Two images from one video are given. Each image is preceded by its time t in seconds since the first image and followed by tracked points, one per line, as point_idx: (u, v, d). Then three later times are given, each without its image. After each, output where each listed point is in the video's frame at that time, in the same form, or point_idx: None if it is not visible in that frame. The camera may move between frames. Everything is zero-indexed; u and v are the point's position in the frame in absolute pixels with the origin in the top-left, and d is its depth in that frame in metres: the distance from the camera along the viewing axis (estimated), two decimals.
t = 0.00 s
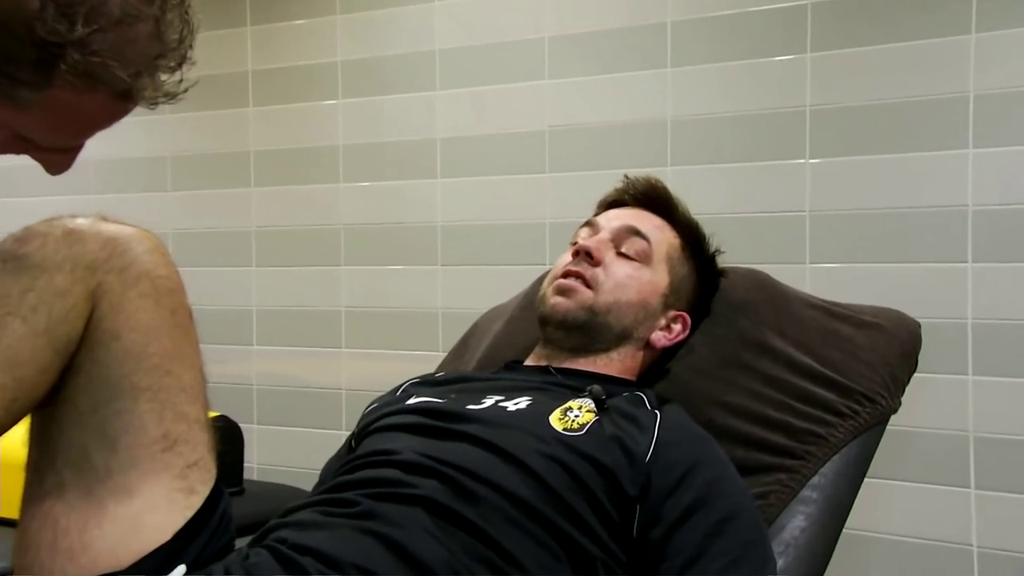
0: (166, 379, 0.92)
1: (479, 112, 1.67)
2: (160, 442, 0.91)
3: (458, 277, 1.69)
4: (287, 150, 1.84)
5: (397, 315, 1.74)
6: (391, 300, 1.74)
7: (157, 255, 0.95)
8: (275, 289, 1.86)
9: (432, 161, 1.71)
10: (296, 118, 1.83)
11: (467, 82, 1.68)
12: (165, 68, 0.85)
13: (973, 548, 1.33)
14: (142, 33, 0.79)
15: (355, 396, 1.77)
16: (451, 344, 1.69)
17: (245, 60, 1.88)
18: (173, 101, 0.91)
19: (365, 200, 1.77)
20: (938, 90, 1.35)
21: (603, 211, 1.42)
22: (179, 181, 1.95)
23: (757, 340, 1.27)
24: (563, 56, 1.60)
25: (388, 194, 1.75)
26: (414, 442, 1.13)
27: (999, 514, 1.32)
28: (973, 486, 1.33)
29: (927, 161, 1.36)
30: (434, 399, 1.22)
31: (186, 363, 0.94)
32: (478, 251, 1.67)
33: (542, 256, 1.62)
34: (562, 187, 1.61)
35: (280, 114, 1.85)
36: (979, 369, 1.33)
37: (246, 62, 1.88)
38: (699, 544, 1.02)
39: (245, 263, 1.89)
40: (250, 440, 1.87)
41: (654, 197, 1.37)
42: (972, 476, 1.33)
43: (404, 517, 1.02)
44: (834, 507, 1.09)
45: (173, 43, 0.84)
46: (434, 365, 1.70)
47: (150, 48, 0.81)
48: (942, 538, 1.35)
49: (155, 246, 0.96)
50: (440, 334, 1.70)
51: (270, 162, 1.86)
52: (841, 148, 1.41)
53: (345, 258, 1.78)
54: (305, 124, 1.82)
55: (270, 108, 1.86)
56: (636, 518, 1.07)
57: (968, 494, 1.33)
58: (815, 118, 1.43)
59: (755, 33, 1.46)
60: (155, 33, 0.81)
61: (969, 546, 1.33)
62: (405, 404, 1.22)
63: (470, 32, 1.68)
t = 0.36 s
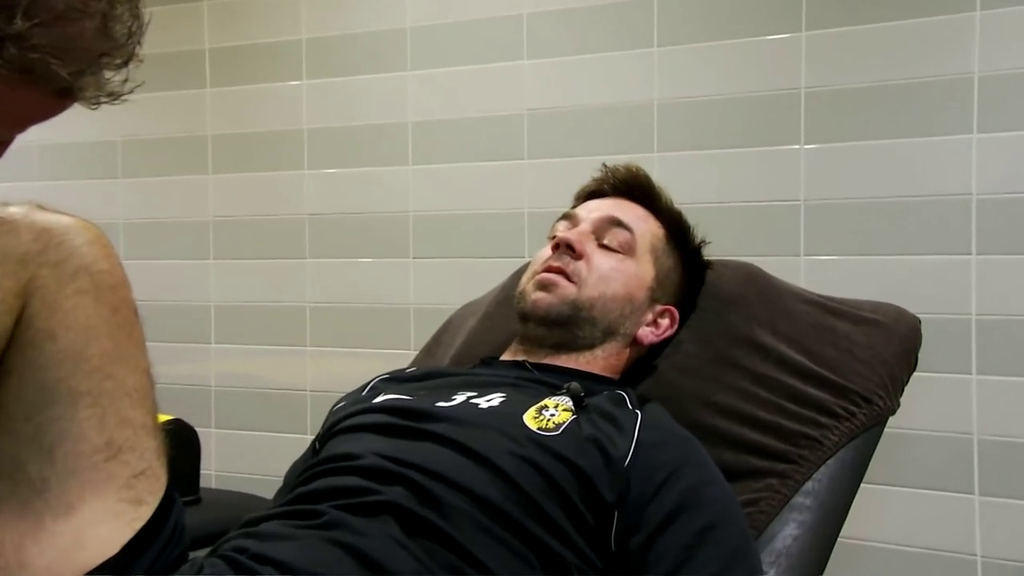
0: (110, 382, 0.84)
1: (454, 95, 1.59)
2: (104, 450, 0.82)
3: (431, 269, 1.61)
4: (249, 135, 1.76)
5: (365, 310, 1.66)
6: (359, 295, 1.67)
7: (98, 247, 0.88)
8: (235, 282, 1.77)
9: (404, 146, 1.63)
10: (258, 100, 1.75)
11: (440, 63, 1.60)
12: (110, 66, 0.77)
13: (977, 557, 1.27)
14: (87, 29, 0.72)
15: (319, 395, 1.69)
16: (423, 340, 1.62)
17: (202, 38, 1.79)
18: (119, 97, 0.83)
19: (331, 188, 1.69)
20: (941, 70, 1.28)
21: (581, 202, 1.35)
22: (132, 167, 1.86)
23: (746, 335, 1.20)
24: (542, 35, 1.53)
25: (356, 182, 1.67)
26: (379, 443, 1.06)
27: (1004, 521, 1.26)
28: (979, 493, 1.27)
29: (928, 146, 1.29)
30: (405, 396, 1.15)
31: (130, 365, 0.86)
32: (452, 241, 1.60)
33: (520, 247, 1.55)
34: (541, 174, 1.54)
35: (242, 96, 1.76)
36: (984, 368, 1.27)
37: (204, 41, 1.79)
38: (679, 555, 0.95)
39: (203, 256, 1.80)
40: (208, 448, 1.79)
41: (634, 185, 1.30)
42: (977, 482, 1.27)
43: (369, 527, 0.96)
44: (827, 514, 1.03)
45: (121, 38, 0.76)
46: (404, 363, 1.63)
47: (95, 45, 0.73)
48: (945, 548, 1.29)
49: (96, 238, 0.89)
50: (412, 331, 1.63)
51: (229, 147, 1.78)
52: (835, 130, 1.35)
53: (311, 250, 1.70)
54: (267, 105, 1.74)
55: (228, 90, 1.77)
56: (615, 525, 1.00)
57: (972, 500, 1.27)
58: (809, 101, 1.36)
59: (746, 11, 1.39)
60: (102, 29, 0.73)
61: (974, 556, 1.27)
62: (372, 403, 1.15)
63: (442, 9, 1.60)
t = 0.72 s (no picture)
0: (36, 381, 0.71)
1: (421, 76, 1.52)
2: (32, 458, 0.70)
3: (395, 262, 1.54)
4: (200, 118, 1.67)
5: (325, 306, 1.59)
6: (320, 290, 1.59)
7: (22, 238, 0.76)
8: (189, 275, 1.68)
9: (367, 131, 1.56)
10: (211, 80, 1.66)
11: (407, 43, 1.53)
12: (34, 44, 0.72)
13: (977, 569, 1.22)
14: (9, 6, 0.67)
15: (275, 399, 1.61)
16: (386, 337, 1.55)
17: (149, 13, 1.69)
18: (45, 81, 0.79)
19: (290, 176, 1.61)
20: (940, 51, 1.22)
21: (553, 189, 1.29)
22: (74, 151, 1.76)
23: (731, 332, 1.14)
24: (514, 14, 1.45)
25: (317, 170, 1.59)
26: (337, 449, 0.99)
27: (1003, 529, 1.21)
28: (978, 500, 1.22)
29: (923, 132, 1.24)
30: (366, 399, 1.08)
31: (63, 365, 0.73)
32: (419, 231, 1.53)
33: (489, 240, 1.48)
34: (512, 161, 1.47)
35: (193, 76, 1.67)
36: (984, 368, 1.22)
37: (151, 16, 1.69)
38: (661, 565, 0.89)
39: (150, 249, 1.71)
40: (156, 458, 1.70)
41: (608, 171, 1.24)
42: (978, 490, 1.22)
43: (330, 539, 0.89)
44: (816, 524, 0.97)
45: (47, 13, 0.72)
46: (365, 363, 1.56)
47: (17, 22, 0.69)
48: (942, 559, 1.23)
49: (20, 229, 0.77)
50: (376, 328, 1.56)
51: (178, 131, 1.69)
52: (822, 113, 1.29)
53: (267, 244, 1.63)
54: (222, 85, 1.65)
55: (177, 69, 1.68)
56: (593, 535, 0.94)
57: (972, 509, 1.22)
58: (798, 83, 1.30)
59: None
60: (26, 6, 0.69)
61: (973, 568, 1.22)
62: (330, 405, 1.08)
63: None
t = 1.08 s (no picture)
0: None
1: (393, 55, 1.45)
2: None
3: (365, 254, 1.47)
4: (155, 98, 1.59)
5: (289, 300, 1.52)
6: (298, 285, 1.52)
7: None
8: (145, 266, 1.61)
9: (333, 114, 1.48)
10: (168, 58, 1.57)
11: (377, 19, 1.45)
12: None
13: None
14: None
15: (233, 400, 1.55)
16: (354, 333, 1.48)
17: None
18: None
19: (252, 160, 1.54)
20: (943, 27, 1.17)
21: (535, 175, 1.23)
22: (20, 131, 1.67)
23: (720, 328, 1.08)
24: None
25: (280, 154, 1.52)
26: (300, 454, 0.93)
27: (1009, 536, 1.15)
28: (985, 507, 1.16)
29: (925, 114, 1.18)
30: (332, 399, 1.01)
31: None
32: (391, 219, 1.46)
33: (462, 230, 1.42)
34: (486, 146, 1.40)
35: (149, 52, 1.58)
36: (991, 368, 1.16)
37: None
38: None
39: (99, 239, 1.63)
40: (105, 462, 1.63)
41: (592, 156, 1.18)
42: (985, 497, 1.16)
43: (291, 552, 0.82)
44: (812, 533, 0.91)
45: None
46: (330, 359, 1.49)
47: None
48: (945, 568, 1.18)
49: None
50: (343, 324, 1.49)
51: (129, 111, 1.60)
52: (816, 92, 1.23)
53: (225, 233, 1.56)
54: (179, 62, 1.57)
55: (128, 45, 1.60)
56: (575, 546, 0.88)
57: (980, 517, 1.16)
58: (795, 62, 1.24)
59: None
60: None
61: None
62: (293, 406, 1.02)
63: None
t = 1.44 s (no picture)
0: None
1: (371, 34, 1.38)
2: None
3: (338, 247, 1.41)
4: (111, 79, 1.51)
5: (257, 296, 1.45)
6: (300, 286, 1.43)
7: None
8: (105, 259, 1.53)
9: (305, 97, 1.42)
10: (127, 33, 1.50)
11: None
12: None
13: None
14: None
15: (196, 402, 1.48)
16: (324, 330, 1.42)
17: None
18: None
19: (215, 144, 1.47)
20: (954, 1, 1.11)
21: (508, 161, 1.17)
22: None
23: (716, 323, 1.02)
24: None
25: (244, 136, 1.45)
26: (268, 461, 0.86)
27: None
28: (1002, 516, 1.11)
29: (934, 94, 1.13)
30: (301, 403, 0.95)
31: None
32: (366, 207, 1.39)
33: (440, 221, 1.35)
34: (468, 131, 1.34)
35: (108, 28, 1.51)
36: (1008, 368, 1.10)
37: None
38: None
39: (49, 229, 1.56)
40: (55, 470, 1.55)
41: (571, 139, 1.13)
42: (1002, 505, 1.11)
43: (258, 568, 0.76)
44: (817, 543, 0.85)
45: None
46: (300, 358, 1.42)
47: None
48: None
49: None
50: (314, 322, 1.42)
51: (82, 90, 1.53)
52: (822, 73, 1.17)
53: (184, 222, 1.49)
54: (140, 39, 1.50)
55: (80, 19, 1.52)
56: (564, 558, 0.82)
57: (996, 526, 1.11)
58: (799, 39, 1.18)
59: None
60: None
61: None
62: (259, 409, 0.95)
63: None
